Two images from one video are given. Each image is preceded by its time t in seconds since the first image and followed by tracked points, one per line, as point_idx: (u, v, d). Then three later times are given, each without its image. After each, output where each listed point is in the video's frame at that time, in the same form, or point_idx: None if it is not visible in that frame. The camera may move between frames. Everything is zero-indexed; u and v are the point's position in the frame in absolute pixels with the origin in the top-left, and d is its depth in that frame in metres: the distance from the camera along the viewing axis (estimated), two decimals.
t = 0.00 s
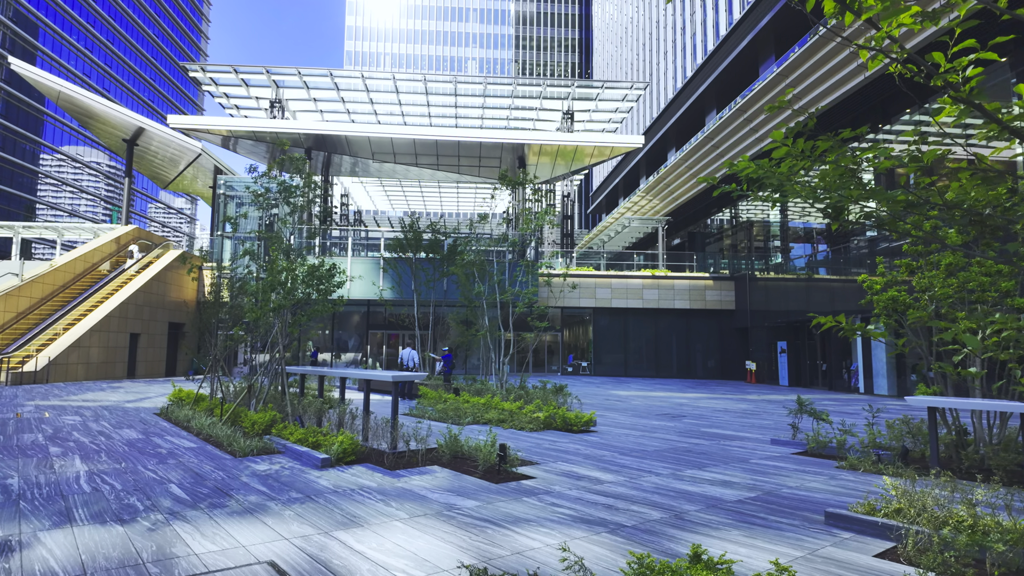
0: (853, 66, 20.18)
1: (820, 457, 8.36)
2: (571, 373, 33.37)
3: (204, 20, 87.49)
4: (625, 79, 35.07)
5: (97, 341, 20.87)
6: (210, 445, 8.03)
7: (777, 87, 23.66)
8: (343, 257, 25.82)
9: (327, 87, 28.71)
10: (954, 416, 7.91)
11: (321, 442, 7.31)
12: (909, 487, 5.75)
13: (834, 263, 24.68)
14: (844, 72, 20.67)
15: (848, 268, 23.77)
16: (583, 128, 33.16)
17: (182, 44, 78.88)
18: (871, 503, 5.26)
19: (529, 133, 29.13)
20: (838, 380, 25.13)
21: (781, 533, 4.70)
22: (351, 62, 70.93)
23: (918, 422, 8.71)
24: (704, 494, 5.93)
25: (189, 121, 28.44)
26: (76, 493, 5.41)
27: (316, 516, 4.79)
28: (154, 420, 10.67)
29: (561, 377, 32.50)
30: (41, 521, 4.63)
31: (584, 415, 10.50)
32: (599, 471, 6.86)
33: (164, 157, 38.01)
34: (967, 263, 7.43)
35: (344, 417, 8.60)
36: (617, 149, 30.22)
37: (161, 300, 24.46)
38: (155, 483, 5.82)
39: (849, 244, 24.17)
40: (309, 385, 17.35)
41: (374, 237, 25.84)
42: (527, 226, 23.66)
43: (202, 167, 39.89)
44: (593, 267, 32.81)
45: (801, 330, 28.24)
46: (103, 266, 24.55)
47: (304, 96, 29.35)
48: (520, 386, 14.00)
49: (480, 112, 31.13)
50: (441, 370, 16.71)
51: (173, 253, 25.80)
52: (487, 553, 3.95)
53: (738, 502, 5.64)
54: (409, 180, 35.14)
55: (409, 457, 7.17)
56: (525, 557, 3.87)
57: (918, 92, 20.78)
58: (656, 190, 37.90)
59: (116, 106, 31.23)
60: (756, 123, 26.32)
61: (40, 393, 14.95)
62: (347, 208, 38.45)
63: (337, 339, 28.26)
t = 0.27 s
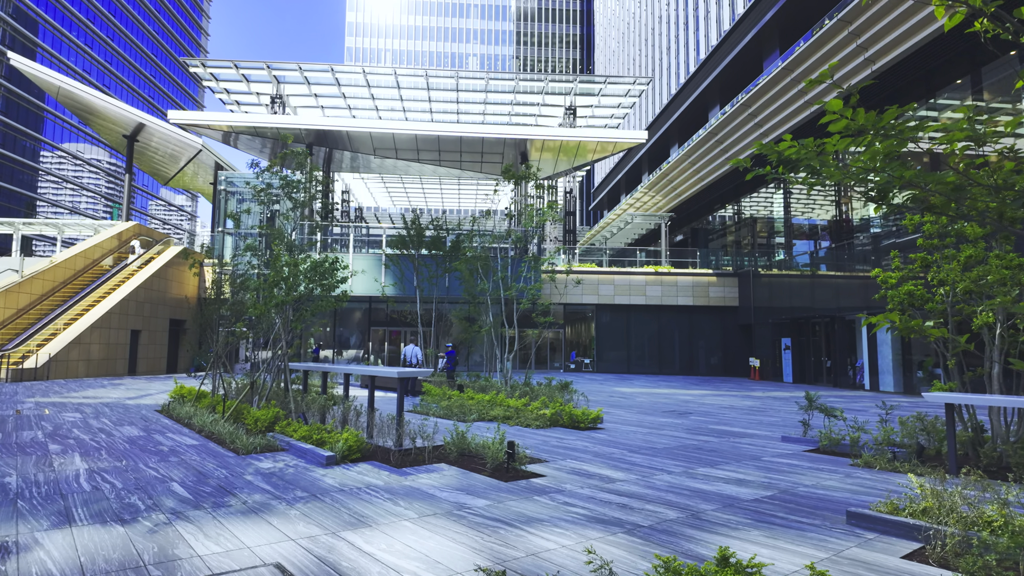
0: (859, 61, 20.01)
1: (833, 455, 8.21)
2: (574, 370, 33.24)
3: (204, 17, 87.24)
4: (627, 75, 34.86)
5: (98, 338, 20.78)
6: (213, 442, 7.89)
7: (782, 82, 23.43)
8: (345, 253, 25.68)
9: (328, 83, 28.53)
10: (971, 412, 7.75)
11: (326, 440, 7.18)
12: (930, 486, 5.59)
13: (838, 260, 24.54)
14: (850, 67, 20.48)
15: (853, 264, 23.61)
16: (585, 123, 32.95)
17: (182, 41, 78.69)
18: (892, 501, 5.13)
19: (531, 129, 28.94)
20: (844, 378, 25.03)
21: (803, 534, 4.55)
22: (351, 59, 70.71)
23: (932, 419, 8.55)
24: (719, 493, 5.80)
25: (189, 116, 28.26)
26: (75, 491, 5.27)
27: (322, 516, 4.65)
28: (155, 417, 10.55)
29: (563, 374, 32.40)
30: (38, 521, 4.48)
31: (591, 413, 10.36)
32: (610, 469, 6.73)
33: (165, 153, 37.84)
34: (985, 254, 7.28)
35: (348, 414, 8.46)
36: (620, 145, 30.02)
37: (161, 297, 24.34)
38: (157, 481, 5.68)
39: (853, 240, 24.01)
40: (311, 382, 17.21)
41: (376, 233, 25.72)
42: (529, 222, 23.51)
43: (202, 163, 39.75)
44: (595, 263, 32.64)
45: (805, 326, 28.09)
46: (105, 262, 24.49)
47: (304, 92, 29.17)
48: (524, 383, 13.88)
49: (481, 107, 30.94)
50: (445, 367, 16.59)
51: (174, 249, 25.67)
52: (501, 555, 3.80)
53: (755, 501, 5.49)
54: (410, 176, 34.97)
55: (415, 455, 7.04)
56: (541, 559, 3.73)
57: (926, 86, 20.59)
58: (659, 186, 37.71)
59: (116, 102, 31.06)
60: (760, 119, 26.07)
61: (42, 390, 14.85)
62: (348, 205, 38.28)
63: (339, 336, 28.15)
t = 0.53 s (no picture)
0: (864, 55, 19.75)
1: (845, 453, 8.05)
2: (575, 366, 33.10)
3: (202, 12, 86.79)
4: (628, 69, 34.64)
5: (95, 335, 20.59)
6: (212, 441, 7.72)
7: (785, 76, 23.15)
8: (344, 250, 25.46)
9: (327, 78, 28.28)
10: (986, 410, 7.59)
11: (328, 439, 7.02)
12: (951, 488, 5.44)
13: (840, 256, 24.42)
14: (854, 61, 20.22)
15: (855, 260, 23.51)
16: (586, 119, 32.74)
17: (180, 36, 78.29)
18: (914, 502, 4.98)
19: (532, 124, 28.72)
20: (847, 375, 24.92)
21: (824, 537, 4.39)
22: (350, 54, 70.36)
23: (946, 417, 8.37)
24: (734, 493, 5.64)
25: (186, 111, 27.98)
26: (70, 493, 5.10)
27: (326, 519, 4.49)
28: (154, 415, 10.38)
29: (564, 370, 32.26)
30: (29, 525, 4.31)
31: (596, 410, 10.20)
32: (619, 469, 6.57)
33: (163, 148, 37.61)
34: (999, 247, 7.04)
35: (350, 412, 8.28)
36: (621, 140, 29.81)
37: (160, 293, 24.13)
38: (155, 482, 5.50)
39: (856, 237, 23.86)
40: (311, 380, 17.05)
41: (376, 229, 25.55)
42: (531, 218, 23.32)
43: (201, 158, 39.51)
44: (595, 259, 32.43)
45: (808, 323, 27.94)
46: (104, 257, 24.37)
47: (303, 86, 28.91)
48: (528, 380, 13.72)
49: (482, 102, 30.70)
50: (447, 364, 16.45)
51: (173, 245, 25.50)
52: (514, 561, 3.64)
53: (771, 502, 5.33)
54: (410, 172, 34.75)
55: (419, 454, 6.88)
56: (556, 566, 3.57)
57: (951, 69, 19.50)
58: (660, 182, 37.51)
59: (113, 96, 30.78)
60: (763, 114, 25.84)
61: (38, 388, 14.67)
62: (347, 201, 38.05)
63: (339, 333, 27.97)
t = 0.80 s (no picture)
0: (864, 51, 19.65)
1: (851, 453, 7.93)
2: (572, 364, 32.98)
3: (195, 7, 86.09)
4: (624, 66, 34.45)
5: (86, 332, 20.32)
6: (205, 442, 7.52)
7: (784, 73, 23.02)
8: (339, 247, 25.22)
9: (322, 73, 28.00)
10: (994, 409, 7.49)
11: (325, 440, 6.84)
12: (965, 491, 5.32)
13: (838, 253, 24.37)
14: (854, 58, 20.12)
15: (852, 258, 23.53)
16: (583, 115, 32.58)
17: (173, 32, 77.63)
18: (929, 506, 4.87)
19: (529, 120, 28.54)
20: (844, 373, 24.93)
21: (841, 543, 4.26)
22: (345, 50, 69.93)
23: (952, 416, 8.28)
24: (744, 497, 5.50)
25: (179, 106, 27.66)
26: (56, 498, 4.90)
27: (324, 525, 4.31)
28: (146, 414, 10.17)
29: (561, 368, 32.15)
30: (13, 533, 4.11)
31: (597, 409, 10.05)
32: (624, 471, 6.42)
33: (155, 144, 37.22)
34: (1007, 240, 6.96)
35: (347, 413, 8.11)
36: (618, 137, 29.64)
37: (152, 290, 23.84)
38: (146, 486, 5.31)
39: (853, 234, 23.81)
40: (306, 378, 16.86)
41: (372, 226, 25.35)
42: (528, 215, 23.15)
43: (194, 154, 39.13)
44: (592, 257, 32.21)
45: (805, 320, 27.90)
46: (98, 252, 24.13)
47: (297, 82, 28.62)
48: (526, 378, 13.58)
49: (478, 99, 30.47)
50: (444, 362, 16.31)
51: (166, 242, 25.20)
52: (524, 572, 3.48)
53: (781, 506, 5.20)
54: (406, 168, 34.50)
55: (419, 455, 6.71)
56: None
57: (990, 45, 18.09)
58: (656, 179, 37.40)
59: (105, 91, 30.39)
60: (762, 112, 25.74)
61: (29, 387, 14.43)
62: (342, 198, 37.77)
63: (335, 330, 27.77)
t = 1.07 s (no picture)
0: (863, 47, 19.55)
1: (856, 451, 7.84)
2: (569, 362, 32.87)
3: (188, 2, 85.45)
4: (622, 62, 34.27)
5: (79, 329, 20.11)
6: (200, 441, 7.36)
7: (783, 69, 22.90)
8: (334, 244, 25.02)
9: (317, 68, 27.78)
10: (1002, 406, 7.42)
11: (323, 439, 6.68)
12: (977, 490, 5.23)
13: (837, 251, 24.28)
14: (852, 54, 20.03)
15: (849, 255, 23.54)
16: (580, 111, 32.41)
17: (166, 27, 77.07)
18: (943, 504, 4.79)
19: (526, 116, 28.36)
20: (842, 369, 24.89)
21: (855, 545, 4.15)
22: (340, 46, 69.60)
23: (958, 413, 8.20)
24: (752, 496, 5.38)
25: (173, 101, 27.38)
26: (44, 500, 4.72)
27: (322, 527, 4.16)
28: (139, 412, 10.01)
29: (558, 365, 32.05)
30: None
31: (598, 407, 9.93)
32: (628, 469, 6.30)
33: (149, 140, 36.89)
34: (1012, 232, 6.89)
35: (345, 410, 7.96)
36: (616, 133, 29.50)
37: (146, 287, 23.61)
38: (137, 487, 5.14)
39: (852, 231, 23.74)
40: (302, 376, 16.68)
41: (368, 223, 25.16)
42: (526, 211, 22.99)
43: (188, 150, 38.80)
44: (589, 253, 32.01)
45: (803, 317, 27.84)
46: (93, 247, 23.90)
47: (293, 77, 28.41)
48: (525, 375, 13.47)
49: (474, 94, 30.27)
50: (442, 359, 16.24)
51: (160, 238, 24.95)
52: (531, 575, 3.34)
53: (791, 506, 5.09)
54: (401, 164, 34.25)
55: (419, 453, 6.57)
56: None
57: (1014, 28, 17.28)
58: (654, 176, 37.29)
59: (97, 86, 30.06)
60: (760, 108, 25.59)
61: (20, 384, 14.24)
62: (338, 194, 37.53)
63: (331, 327, 27.58)
